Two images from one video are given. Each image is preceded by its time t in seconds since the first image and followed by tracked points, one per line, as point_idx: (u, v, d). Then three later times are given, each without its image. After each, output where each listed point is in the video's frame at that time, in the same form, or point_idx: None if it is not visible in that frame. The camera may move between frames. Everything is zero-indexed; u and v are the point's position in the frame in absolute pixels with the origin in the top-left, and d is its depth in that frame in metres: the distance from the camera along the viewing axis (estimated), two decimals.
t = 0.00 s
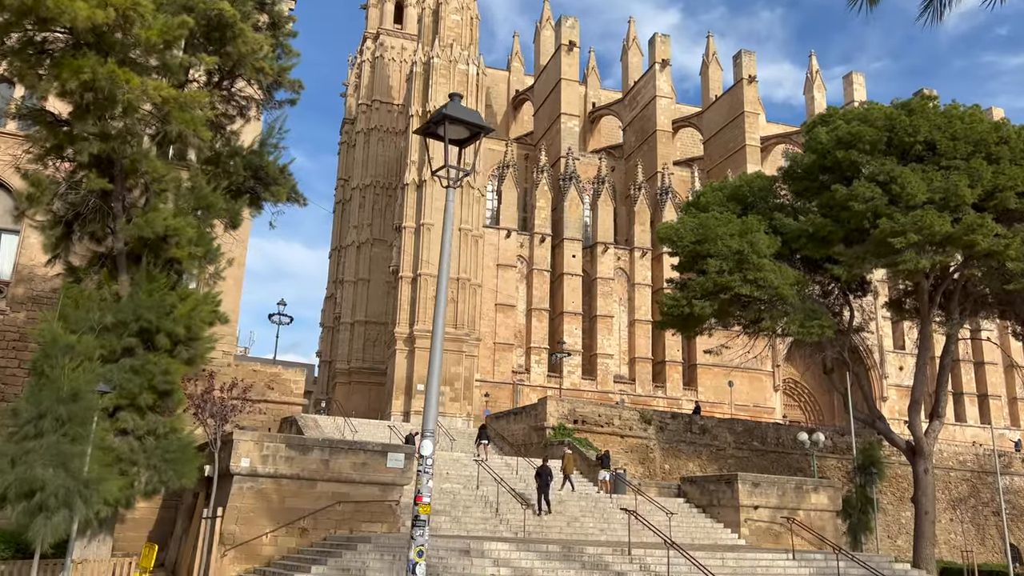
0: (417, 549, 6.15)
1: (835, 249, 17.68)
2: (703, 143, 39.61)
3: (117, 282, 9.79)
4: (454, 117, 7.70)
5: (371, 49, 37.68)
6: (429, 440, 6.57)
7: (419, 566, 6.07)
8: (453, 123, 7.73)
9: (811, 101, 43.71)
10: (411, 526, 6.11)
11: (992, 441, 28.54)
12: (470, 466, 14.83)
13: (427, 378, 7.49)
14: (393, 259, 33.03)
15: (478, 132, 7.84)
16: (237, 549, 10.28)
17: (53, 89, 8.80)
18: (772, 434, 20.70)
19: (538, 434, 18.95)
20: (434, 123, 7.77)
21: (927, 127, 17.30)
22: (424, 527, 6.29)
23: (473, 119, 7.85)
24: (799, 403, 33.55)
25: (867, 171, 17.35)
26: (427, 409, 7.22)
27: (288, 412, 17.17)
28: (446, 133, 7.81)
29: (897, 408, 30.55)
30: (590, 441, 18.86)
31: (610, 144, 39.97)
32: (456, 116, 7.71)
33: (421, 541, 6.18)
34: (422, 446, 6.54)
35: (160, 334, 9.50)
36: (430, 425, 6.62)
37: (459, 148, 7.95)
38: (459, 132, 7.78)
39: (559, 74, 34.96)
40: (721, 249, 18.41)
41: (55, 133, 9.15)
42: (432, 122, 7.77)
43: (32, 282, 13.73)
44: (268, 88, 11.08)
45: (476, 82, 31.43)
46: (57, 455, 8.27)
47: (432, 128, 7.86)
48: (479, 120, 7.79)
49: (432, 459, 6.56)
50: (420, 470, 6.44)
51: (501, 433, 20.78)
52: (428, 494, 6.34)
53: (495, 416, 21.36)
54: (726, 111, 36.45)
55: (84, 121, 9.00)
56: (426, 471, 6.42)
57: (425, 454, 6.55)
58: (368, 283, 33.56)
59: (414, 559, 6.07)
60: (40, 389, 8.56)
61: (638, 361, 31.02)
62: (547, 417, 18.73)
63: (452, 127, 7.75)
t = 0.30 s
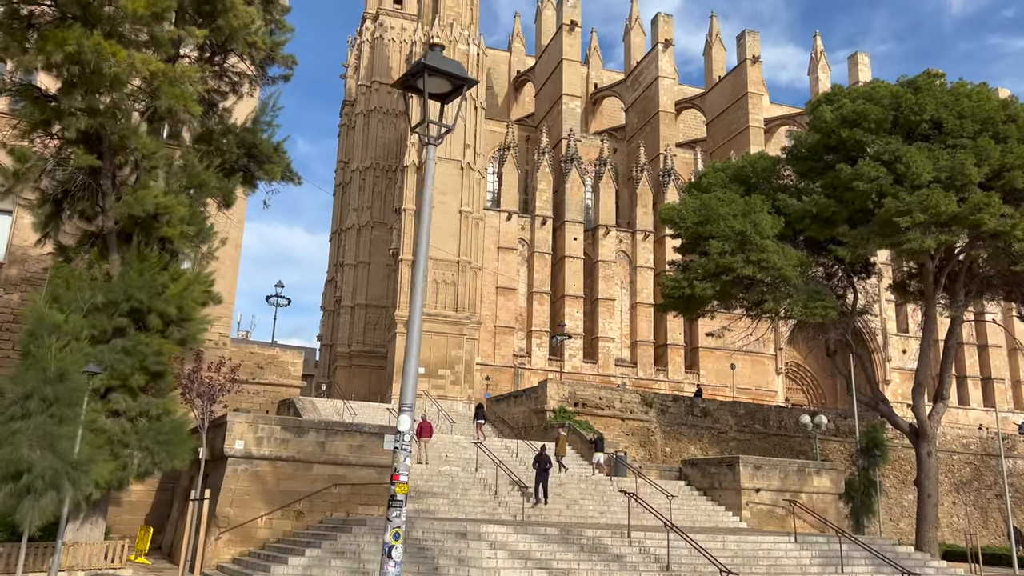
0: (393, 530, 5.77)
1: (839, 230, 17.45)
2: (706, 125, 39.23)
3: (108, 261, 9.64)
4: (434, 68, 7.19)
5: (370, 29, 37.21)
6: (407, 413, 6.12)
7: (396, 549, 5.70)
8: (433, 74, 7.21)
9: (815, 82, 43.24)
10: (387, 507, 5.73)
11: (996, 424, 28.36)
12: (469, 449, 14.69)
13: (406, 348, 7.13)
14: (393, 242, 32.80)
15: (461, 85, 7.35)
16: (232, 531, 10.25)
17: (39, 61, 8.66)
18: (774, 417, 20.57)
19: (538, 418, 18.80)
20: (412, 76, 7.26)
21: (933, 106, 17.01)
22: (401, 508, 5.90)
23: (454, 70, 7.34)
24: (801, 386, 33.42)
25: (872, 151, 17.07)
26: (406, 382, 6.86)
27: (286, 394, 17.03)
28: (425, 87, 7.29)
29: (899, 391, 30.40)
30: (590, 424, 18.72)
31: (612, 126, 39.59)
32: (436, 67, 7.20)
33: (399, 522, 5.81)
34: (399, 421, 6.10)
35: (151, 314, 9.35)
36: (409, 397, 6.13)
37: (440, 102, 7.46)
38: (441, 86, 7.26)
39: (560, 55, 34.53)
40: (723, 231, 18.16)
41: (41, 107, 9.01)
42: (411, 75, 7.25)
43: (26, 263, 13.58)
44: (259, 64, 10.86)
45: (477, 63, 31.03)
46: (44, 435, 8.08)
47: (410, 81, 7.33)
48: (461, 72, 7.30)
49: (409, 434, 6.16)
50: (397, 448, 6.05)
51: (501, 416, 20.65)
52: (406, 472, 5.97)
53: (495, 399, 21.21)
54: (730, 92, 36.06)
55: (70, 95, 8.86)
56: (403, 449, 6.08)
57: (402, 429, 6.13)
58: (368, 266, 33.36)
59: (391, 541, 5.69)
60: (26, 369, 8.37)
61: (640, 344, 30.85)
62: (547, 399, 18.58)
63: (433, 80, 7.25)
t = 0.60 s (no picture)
0: (369, 508, 5.61)
1: (843, 211, 17.25)
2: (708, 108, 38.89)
3: (99, 240, 9.49)
4: (415, 8, 6.84)
5: (370, 11, 36.83)
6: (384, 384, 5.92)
7: (371, 527, 5.53)
8: (414, 15, 6.86)
9: (818, 65, 42.81)
10: (363, 483, 5.57)
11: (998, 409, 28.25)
12: (468, 433, 14.56)
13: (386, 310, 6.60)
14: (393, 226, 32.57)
15: (443, 29, 6.99)
16: (226, 514, 10.13)
17: (25, 34, 8.48)
18: (775, 401, 20.44)
19: (538, 401, 18.67)
20: (391, 19, 6.90)
21: (939, 86, 16.76)
22: (377, 482, 5.78)
23: (436, 13, 6.99)
24: (803, 371, 33.30)
25: (876, 131, 16.83)
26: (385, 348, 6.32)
27: (283, 377, 16.91)
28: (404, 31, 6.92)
29: (901, 376, 30.29)
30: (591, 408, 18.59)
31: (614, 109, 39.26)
32: (417, 7, 6.86)
33: (375, 499, 5.66)
34: (376, 393, 5.90)
35: (142, 294, 9.22)
36: (385, 368, 5.92)
37: (422, 48, 7.06)
38: (420, 27, 6.91)
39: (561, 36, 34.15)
40: (725, 212, 17.94)
41: (29, 82, 8.86)
42: (389, 16, 6.89)
43: (18, 244, 13.42)
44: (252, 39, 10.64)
45: (477, 44, 30.62)
46: (32, 416, 7.84)
47: (389, 24, 6.96)
48: (443, 14, 6.94)
49: (386, 407, 5.96)
50: (373, 420, 5.85)
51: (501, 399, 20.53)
52: (382, 446, 5.80)
53: (495, 383, 21.07)
54: (732, 74, 35.70)
55: (58, 70, 8.72)
56: (380, 421, 5.86)
57: (379, 402, 5.93)
58: (368, 251, 33.14)
59: (366, 519, 5.53)
60: (12, 348, 8.13)
61: (641, 328, 30.72)
62: (547, 383, 18.42)
63: (412, 21, 6.88)
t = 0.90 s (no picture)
0: (328, 499, 5.92)
1: (842, 197, 17.06)
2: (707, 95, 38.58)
3: (83, 223, 9.32)
4: None
5: None
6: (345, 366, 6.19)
7: (330, 518, 5.86)
8: None
9: (818, 51, 42.50)
10: (322, 472, 5.88)
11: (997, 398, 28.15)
12: (463, 421, 14.42)
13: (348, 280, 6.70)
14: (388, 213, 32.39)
15: None
16: (215, 502, 9.99)
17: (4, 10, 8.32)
18: (773, 389, 20.31)
19: (534, 389, 18.52)
20: None
21: (940, 70, 16.52)
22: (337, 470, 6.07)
23: None
24: (801, 359, 33.18)
25: (877, 116, 16.61)
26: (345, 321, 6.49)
27: (276, 364, 16.74)
28: None
29: (900, 364, 30.18)
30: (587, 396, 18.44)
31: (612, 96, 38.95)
32: None
33: (334, 488, 5.96)
34: (337, 375, 6.17)
35: (128, 279, 9.06)
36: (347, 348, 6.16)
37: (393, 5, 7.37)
38: None
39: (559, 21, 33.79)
40: (723, 198, 17.75)
41: (9, 60, 8.71)
42: None
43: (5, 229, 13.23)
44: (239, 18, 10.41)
45: (474, 29, 30.21)
46: (11, 403, 7.52)
47: None
48: None
49: (348, 388, 6.26)
50: (334, 405, 6.14)
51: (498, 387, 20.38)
52: (341, 432, 6.08)
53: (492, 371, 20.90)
54: (732, 60, 35.37)
55: (38, 47, 8.59)
56: (340, 404, 6.16)
57: (341, 383, 6.22)
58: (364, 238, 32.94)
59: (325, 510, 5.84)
60: None
61: (639, 316, 30.56)
62: (544, 371, 18.28)
63: None
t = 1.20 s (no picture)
0: (280, 485, 5.61)
1: (839, 184, 16.89)
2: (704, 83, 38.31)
3: (64, 207, 9.17)
4: None
5: None
6: (301, 340, 5.88)
7: (282, 507, 5.55)
8: None
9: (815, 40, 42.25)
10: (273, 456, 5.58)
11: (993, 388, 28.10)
12: (456, 410, 14.26)
13: (304, 242, 6.33)
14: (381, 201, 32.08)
15: None
16: (203, 489, 9.83)
17: None
18: (768, 378, 20.19)
19: (528, 378, 18.36)
20: None
21: (939, 56, 16.33)
22: (289, 454, 5.76)
23: None
24: (797, 349, 33.09)
25: (875, 102, 16.42)
26: (301, 286, 6.14)
27: (267, 352, 16.56)
28: None
29: (895, 354, 30.11)
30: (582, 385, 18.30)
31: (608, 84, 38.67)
32: None
33: (286, 474, 5.66)
34: (292, 350, 5.88)
35: (110, 264, 8.89)
36: (303, 321, 5.90)
37: None
38: None
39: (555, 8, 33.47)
40: (719, 184, 17.58)
41: None
42: None
43: None
44: None
45: (468, 16, 29.86)
46: None
47: None
48: None
49: (303, 365, 5.96)
50: (288, 383, 5.84)
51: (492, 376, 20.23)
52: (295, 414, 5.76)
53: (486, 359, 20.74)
54: (729, 48, 35.10)
55: (15, 23, 8.43)
56: (296, 381, 5.85)
57: (296, 359, 5.91)
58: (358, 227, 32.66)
59: (276, 497, 5.53)
60: None
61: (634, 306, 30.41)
62: (537, 359, 18.13)
63: None
